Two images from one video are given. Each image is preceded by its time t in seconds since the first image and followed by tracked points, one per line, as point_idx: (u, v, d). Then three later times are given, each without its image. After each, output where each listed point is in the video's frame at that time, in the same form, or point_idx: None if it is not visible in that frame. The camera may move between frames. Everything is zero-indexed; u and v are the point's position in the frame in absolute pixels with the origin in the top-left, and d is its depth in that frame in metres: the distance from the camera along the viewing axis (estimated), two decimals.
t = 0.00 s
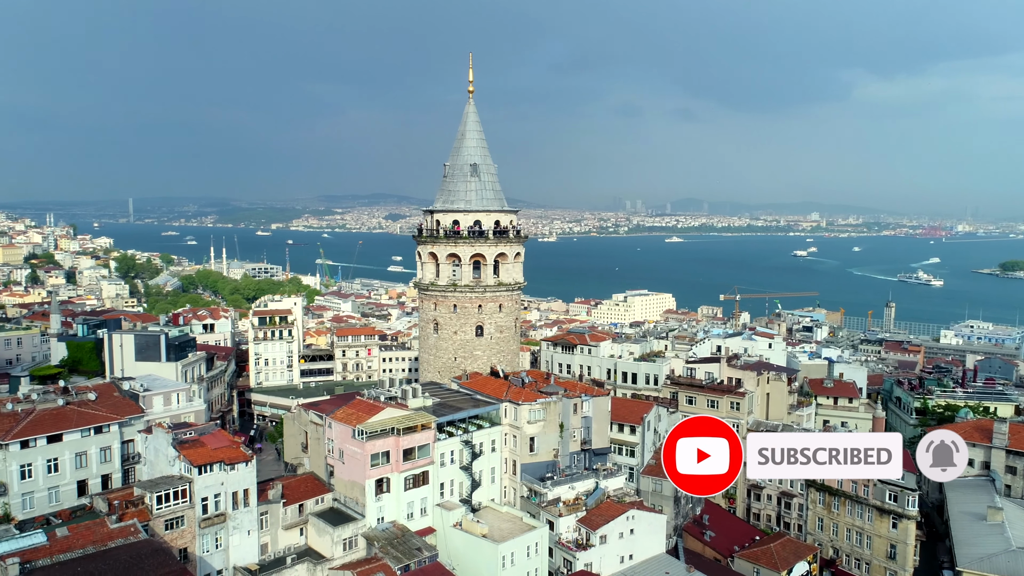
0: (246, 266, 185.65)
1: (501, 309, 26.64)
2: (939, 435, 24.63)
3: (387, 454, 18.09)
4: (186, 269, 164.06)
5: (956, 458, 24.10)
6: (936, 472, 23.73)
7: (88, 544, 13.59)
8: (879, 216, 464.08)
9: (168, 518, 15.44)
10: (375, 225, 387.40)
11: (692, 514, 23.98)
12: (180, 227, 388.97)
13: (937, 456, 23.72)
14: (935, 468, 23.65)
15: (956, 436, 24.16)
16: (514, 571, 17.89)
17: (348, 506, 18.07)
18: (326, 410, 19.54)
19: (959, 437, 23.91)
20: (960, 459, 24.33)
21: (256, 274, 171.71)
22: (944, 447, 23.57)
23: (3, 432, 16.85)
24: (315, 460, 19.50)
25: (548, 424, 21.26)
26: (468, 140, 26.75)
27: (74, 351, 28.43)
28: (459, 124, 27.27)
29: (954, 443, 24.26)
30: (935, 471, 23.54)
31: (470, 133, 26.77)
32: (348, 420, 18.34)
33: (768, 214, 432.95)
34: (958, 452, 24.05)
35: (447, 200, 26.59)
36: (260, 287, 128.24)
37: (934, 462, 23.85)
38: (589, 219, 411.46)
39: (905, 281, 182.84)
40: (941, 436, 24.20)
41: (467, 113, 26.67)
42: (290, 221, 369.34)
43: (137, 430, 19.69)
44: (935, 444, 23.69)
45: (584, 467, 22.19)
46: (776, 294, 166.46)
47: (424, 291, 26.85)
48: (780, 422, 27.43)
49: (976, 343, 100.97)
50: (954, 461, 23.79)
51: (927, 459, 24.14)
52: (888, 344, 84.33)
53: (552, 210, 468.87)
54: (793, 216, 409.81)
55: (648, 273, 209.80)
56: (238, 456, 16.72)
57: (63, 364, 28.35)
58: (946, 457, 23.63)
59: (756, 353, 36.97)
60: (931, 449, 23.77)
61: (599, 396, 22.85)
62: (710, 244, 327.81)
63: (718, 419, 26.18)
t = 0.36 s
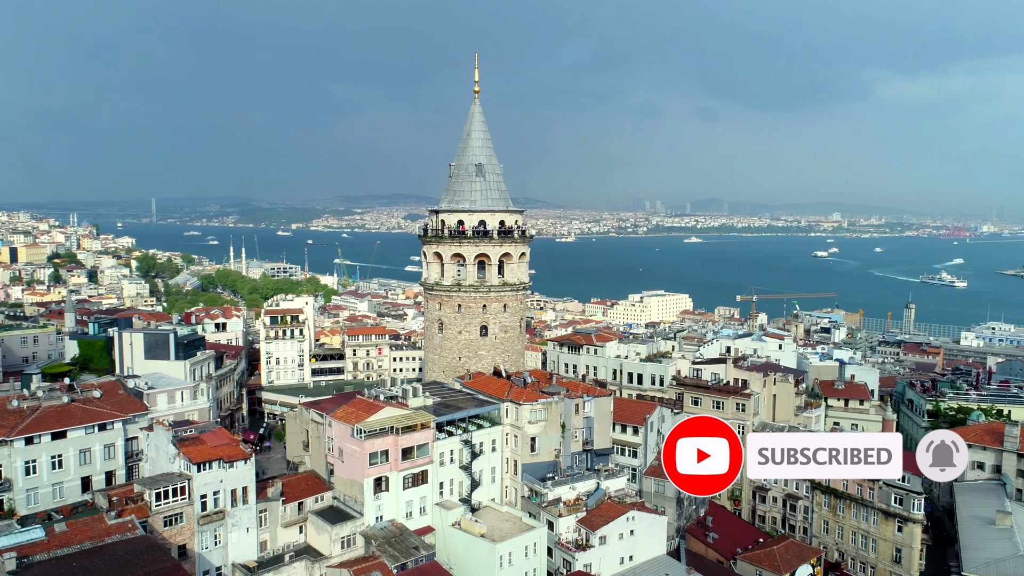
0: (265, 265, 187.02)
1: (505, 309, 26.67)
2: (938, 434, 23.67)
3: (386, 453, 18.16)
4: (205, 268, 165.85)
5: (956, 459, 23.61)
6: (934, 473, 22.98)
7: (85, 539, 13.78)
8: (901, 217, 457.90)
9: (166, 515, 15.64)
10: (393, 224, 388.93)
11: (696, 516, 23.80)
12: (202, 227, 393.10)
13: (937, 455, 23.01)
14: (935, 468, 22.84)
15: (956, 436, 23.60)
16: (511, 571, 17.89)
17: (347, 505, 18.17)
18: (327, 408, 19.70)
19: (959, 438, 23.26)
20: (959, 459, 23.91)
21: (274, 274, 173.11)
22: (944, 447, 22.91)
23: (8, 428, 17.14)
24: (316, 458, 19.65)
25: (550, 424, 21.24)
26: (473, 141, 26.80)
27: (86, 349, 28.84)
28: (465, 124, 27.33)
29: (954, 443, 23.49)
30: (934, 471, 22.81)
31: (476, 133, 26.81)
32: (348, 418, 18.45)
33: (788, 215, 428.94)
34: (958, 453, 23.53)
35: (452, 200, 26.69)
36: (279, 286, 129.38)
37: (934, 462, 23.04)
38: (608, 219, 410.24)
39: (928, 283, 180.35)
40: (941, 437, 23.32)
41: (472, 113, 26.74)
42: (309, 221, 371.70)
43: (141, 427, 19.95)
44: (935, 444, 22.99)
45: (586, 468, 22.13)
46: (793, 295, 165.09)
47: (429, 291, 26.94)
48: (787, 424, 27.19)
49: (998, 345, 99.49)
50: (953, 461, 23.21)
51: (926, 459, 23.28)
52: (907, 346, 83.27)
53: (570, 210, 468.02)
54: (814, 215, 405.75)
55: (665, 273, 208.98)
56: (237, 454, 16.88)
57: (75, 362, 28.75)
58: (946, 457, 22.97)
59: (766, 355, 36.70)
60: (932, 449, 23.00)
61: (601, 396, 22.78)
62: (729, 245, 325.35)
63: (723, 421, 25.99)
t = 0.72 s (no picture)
0: (279, 265, 188.11)
1: (508, 309, 26.66)
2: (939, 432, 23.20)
3: (384, 452, 18.22)
4: (221, 268, 167.16)
5: (956, 458, 23.22)
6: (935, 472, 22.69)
7: (82, 535, 13.95)
8: (921, 218, 452.37)
9: (164, 512, 15.78)
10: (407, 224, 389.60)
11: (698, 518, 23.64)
12: (219, 227, 396.13)
13: (937, 455, 22.72)
14: (935, 468, 22.59)
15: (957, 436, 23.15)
16: (508, 570, 17.89)
17: (344, 503, 18.22)
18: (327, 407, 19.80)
19: (960, 438, 22.77)
20: (958, 457, 23.50)
21: (289, 274, 174.11)
22: (945, 448, 22.47)
23: (12, 425, 17.37)
24: (315, 457, 19.73)
25: (550, 424, 21.22)
26: (477, 140, 26.81)
27: (94, 348, 29.18)
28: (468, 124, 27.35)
29: (955, 442, 23.12)
30: (935, 471, 22.53)
31: (479, 132, 26.82)
32: (346, 417, 18.52)
33: (805, 215, 425.22)
34: (958, 451, 23.14)
35: (456, 200, 26.71)
36: (294, 285, 130.04)
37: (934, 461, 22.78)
38: (623, 219, 408.93)
39: (946, 284, 178.15)
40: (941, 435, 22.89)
41: (476, 113, 26.75)
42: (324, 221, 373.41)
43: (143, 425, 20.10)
44: (936, 444, 22.65)
45: (586, 468, 22.09)
46: (808, 296, 163.85)
47: (432, 290, 26.97)
48: (791, 425, 27.02)
49: (1016, 347, 98.22)
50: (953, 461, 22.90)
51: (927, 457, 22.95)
52: (923, 347, 82.36)
53: (585, 210, 466.90)
54: (832, 215, 402.18)
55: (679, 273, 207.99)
56: (235, 452, 17.00)
57: (84, 361, 29.08)
58: (946, 458, 22.67)
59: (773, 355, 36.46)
60: (932, 449, 22.70)
61: (601, 397, 22.69)
62: (744, 245, 323.27)
63: (727, 422, 25.83)
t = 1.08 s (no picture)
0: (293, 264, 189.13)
1: (510, 309, 26.66)
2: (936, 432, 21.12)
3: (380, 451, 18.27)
4: (235, 267, 168.42)
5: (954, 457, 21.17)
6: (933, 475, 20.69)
7: (77, 532, 14.08)
8: (938, 218, 447.60)
9: (161, 509, 15.93)
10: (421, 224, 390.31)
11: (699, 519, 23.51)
12: (234, 227, 398.88)
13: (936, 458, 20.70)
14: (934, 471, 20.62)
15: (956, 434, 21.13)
16: (504, 570, 17.91)
17: (342, 502, 18.30)
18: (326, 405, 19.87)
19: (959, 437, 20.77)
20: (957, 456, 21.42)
21: (303, 274, 175.06)
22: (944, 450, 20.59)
23: (14, 422, 17.58)
24: (314, 455, 19.82)
25: (549, 424, 21.21)
26: (479, 140, 26.84)
27: (100, 347, 29.48)
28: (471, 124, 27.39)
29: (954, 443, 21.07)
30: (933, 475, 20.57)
31: (481, 132, 26.85)
32: (343, 416, 18.58)
33: (820, 215, 422.14)
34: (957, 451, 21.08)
35: (458, 200, 26.74)
36: (307, 285, 130.57)
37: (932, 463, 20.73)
38: (637, 219, 407.61)
39: (963, 285, 176.17)
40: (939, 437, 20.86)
41: (478, 113, 26.79)
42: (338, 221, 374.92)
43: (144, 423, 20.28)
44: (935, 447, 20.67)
45: (586, 468, 22.07)
46: (821, 296, 162.75)
47: (435, 290, 27.02)
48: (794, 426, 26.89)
49: None
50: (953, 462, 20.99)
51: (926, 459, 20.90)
52: (937, 348, 81.62)
53: (599, 210, 465.95)
54: (848, 215, 399.34)
55: (691, 274, 207.05)
56: (232, 450, 17.11)
57: (90, 359, 29.36)
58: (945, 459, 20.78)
59: (779, 356, 36.16)
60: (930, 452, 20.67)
61: (601, 396, 22.59)
62: (758, 245, 321.60)
63: (729, 423, 25.72)
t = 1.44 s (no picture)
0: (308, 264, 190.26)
1: (512, 308, 26.64)
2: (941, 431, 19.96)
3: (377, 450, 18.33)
4: (251, 267, 169.70)
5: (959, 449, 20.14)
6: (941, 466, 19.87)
7: (73, 528, 14.25)
8: (957, 219, 442.28)
9: (157, 506, 16.11)
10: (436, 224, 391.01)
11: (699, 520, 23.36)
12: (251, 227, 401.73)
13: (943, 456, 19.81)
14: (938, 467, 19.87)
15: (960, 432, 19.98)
16: (499, 569, 17.91)
17: (339, 501, 18.39)
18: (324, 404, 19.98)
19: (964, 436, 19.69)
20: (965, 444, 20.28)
21: (317, 273, 176.11)
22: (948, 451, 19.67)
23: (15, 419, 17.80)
24: (313, 454, 19.93)
25: (547, 424, 21.23)
26: (481, 140, 26.88)
27: (107, 345, 29.77)
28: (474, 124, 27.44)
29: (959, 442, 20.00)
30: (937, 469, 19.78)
31: (484, 132, 26.89)
32: (341, 415, 18.68)
33: (837, 215, 418.64)
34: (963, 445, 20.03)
35: (460, 199, 26.80)
36: (321, 285, 131.03)
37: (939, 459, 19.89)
38: (652, 219, 406.08)
39: (982, 286, 173.93)
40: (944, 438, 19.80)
41: (481, 113, 26.82)
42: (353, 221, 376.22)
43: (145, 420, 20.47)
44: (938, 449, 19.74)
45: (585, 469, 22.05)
46: (836, 297, 161.40)
47: (438, 289, 27.06)
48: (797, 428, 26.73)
49: None
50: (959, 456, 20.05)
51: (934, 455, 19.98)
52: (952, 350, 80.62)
53: (614, 210, 464.90)
54: (866, 215, 395.17)
55: (706, 274, 205.96)
56: (229, 447, 17.21)
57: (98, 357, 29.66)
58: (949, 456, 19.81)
59: (786, 356, 35.94)
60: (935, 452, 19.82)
61: (600, 396, 22.50)
62: (774, 245, 319.49)
63: (731, 423, 25.59)
